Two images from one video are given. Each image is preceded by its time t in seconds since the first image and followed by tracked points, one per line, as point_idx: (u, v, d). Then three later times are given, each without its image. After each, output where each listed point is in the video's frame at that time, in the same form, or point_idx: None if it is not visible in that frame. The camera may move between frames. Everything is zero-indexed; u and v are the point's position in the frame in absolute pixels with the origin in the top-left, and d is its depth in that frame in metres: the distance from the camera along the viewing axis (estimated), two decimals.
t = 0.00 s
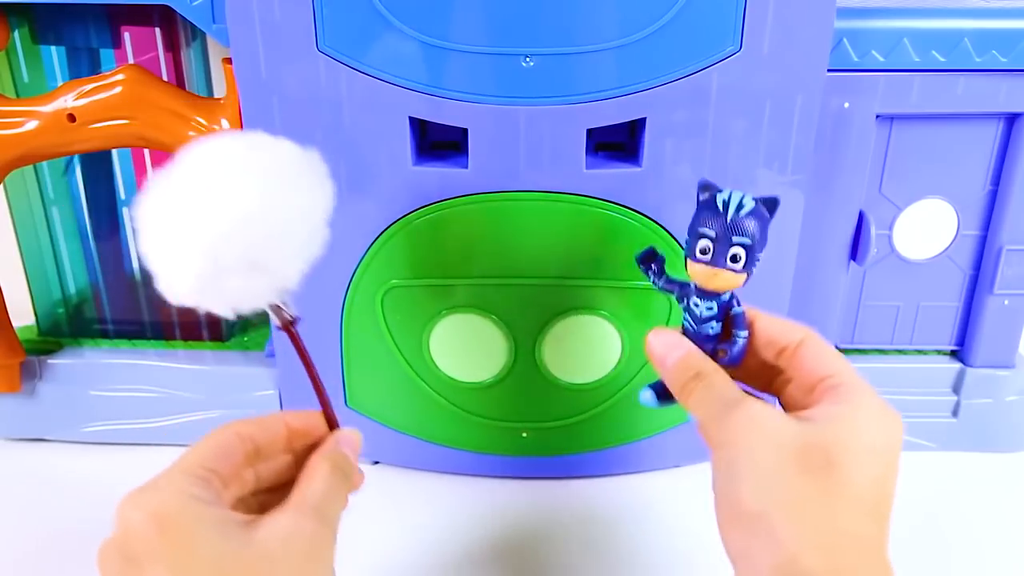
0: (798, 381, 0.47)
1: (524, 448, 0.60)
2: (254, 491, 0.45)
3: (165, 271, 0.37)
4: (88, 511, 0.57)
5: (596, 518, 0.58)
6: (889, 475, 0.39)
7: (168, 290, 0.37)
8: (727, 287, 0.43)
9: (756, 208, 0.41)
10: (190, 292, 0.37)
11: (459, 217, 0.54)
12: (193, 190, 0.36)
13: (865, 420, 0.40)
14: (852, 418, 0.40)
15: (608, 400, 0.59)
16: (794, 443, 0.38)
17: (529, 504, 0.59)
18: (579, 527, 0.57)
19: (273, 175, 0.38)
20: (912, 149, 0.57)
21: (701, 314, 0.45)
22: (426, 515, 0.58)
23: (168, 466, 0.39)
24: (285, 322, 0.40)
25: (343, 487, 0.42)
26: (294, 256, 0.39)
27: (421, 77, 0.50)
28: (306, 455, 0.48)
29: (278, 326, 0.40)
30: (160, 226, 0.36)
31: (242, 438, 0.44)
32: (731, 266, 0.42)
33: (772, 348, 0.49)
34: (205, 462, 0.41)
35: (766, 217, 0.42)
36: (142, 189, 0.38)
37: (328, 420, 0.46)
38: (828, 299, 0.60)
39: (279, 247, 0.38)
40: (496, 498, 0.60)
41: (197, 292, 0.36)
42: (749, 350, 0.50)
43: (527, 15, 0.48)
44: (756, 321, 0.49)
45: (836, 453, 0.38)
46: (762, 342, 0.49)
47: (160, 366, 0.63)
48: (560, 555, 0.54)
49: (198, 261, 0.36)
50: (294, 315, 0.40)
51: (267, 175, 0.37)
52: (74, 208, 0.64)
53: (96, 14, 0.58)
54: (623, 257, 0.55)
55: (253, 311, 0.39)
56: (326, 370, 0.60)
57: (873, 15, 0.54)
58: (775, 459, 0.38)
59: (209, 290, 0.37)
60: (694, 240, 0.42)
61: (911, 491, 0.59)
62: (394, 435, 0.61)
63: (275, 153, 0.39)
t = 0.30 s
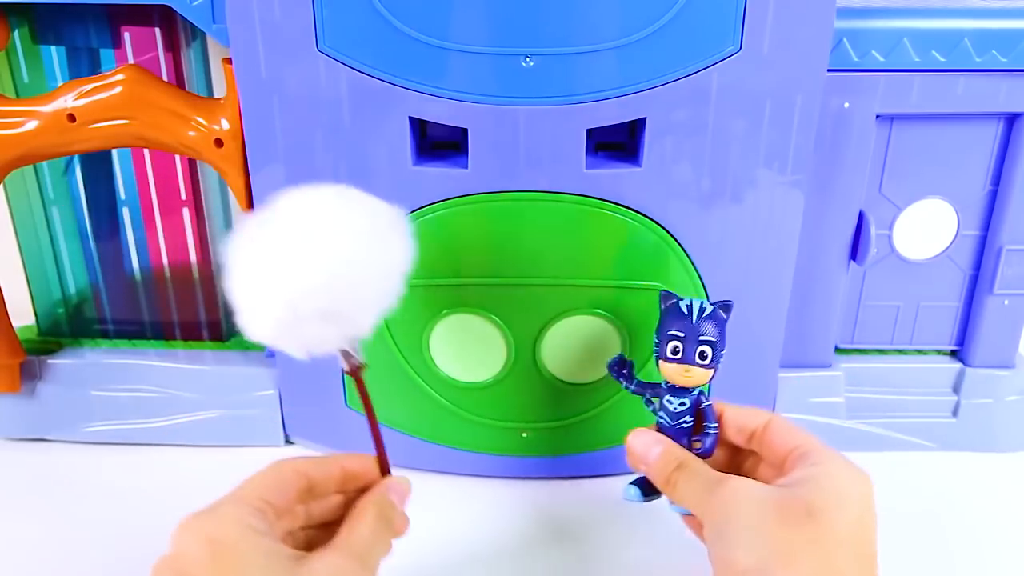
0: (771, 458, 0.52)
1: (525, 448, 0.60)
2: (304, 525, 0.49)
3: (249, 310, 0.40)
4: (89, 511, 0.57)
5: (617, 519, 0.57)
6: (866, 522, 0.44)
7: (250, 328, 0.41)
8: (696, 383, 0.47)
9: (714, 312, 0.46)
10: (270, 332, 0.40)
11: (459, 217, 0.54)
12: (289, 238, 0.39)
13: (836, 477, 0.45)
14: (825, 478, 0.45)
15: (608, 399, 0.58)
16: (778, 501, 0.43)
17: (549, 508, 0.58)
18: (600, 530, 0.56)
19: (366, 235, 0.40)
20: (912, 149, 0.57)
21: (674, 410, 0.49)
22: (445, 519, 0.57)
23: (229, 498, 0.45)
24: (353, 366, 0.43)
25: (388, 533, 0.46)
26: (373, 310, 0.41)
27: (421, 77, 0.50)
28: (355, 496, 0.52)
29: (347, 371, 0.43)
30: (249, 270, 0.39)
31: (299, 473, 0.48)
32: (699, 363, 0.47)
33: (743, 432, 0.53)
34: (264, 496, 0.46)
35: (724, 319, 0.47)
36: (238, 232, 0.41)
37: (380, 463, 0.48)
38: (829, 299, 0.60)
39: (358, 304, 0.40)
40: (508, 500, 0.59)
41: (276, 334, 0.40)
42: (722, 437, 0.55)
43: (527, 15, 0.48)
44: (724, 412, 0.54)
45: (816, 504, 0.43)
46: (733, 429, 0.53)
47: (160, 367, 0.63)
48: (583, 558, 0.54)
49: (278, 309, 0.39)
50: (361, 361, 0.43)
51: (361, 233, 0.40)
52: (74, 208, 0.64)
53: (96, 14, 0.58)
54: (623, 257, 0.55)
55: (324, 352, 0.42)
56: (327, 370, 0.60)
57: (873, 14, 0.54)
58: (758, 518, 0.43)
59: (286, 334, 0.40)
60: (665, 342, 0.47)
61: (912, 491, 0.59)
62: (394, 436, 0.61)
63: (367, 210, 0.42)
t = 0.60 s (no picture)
0: (761, 458, 0.52)
1: (524, 448, 0.60)
2: (316, 526, 0.50)
3: (262, 318, 0.41)
4: (89, 511, 0.57)
5: (623, 523, 0.57)
6: (854, 521, 0.44)
7: (264, 338, 0.41)
8: (682, 391, 0.47)
9: (698, 318, 0.46)
10: (280, 340, 0.41)
11: (458, 217, 0.54)
12: (300, 250, 0.40)
13: (823, 478, 0.46)
14: (811, 480, 0.46)
15: (608, 399, 0.59)
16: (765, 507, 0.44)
17: (556, 511, 0.58)
18: (607, 533, 0.56)
19: (376, 246, 0.41)
20: (911, 150, 0.57)
21: (662, 418, 0.49)
22: (450, 522, 0.57)
23: (242, 498, 0.45)
24: (366, 374, 0.45)
25: (400, 539, 0.46)
26: (383, 321, 0.41)
27: (421, 77, 0.50)
28: (370, 499, 0.52)
29: (359, 378, 0.45)
30: (263, 279, 0.40)
31: (312, 477, 0.48)
32: (685, 371, 0.46)
33: (731, 433, 0.53)
34: (276, 496, 0.46)
35: (707, 325, 0.46)
36: (254, 242, 0.42)
37: (393, 468, 0.50)
38: (829, 299, 0.60)
39: (368, 317, 0.40)
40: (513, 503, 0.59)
41: (286, 343, 0.40)
42: (710, 439, 0.55)
43: (527, 15, 0.48)
44: (711, 412, 0.53)
45: (804, 507, 0.44)
46: (720, 430, 0.53)
47: (160, 367, 0.63)
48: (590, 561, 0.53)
49: (287, 319, 0.39)
50: (373, 368, 0.45)
51: (370, 244, 0.40)
52: (74, 208, 0.64)
53: (95, 14, 0.58)
54: (623, 257, 0.55)
55: (335, 360, 0.42)
56: (326, 369, 0.60)
57: (873, 15, 0.54)
58: (748, 525, 0.43)
59: (296, 344, 0.40)
60: (650, 351, 0.47)
61: (912, 491, 0.59)
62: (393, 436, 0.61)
63: (377, 220, 0.42)
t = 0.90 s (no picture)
0: (761, 458, 0.52)
1: (524, 448, 0.60)
2: (315, 528, 0.49)
3: (259, 319, 0.41)
4: (89, 511, 0.57)
5: (625, 524, 0.56)
6: (854, 522, 0.44)
7: (261, 338, 0.41)
8: (682, 391, 0.47)
9: (699, 318, 0.46)
10: (278, 341, 0.41)
11: (458, 217, 0.54)
12: (298, 250, 0.40)
13: (823, 479, 0.46)
14: (811, 480, 0.46)
15: (608, 399, 0.59)
16: (765, 507, 0.44)
17: (557, 513, 0.58)
18: (608, 534, 0.56)
19: (373, 246, 0.41)
20: (912, 150, 0.57)
21: (663, 418, 0.49)
22: (450, 523, 0.57)
23: (241, 499, 0.45)
24: (363, 375, 0.45)
25: (398, 540, 0.46)
26: (381, 322, 0.41)
27: (421, 77, 0.50)
28: (368, 500, 0.52)
29: (358, 379, 0.45)
30: (260, 279, 0.40)
31: (311, 477, 0.48)
32: (686, 371, 0.46)
33: (731, 433, 0.53)
34: (275, 496, 0.46)
35: (707, 325, 0.46)
36: (251, 243, 0.42)
37: (392, 469, 0.49)
38: (829, 299, 0.60)
39: (366, 317, 0.40)
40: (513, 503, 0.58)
41: (284, 344, 0.40)
42: (710, 439, 0.55)
43: (527, 15, 0.48)
44: (711, 412, 0.54)
45: (804, 508, 0.44)
46: (721, 430, 0.53)
47: (160, 367, 0.63)
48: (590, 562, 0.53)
49: (285, 319, 0.39)
50: (372, 369, 0.45)
51: (368, 244, 0.40)
52: (74, 208, 0.64)
53: (95, 14, 0.58)
54: (623, 257, 0.55)
55: (332, 360, 0.42)
56: (326, 369, 0.60)
57: (874, 14, 0.54)
58: (748, 526, 0.43)
59: (294, 344, 0.40)
60: (651, 352, 0.47)
61: (912, 491, 0.59)
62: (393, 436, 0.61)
63: (374, 220, 0.42)
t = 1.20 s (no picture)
0: (762, 458, 0.52)
1: (524, 448, 0.60)
2: (314, 528, 0.50)
3: (259, 319, 0.41)
4: (89, 511, 0.57)
5: (625, 523, 0.56)
6: (855, 522, 0.44)
7: (261, 338, 0.41)
8: (683, 391, 0.47)
9: (699, 318, 0.46)
10: (277, 342, 0.41)
11: (458, 217, 0.54)
12: (298, 250, 0.40)
13: (823, 479, 0.46)
14: (812, 481, 0.46)
15: (608, 399, 0.59)
16: (765, 507, 0.44)
17: (557, 513, 0.58)
18: (608, 533, 0.56)
19: (372, 246, 0.41)
20: (912, 150, 0.57)
21: (664, 418, 0.49)
22: (450, 524, 0.57)
23: (241, 499, 0.45)
24: (363, 375, 0.45)
25: (398, 540, 0.46)
26: (381, 322, 0.41)
27: (421, 77, 0.50)
28: (368, 501, 0.52)
29: (359, 379, 0.45)
30: (260, 279, 0.40)
31: (311, 477, 0.48)
32: (687, 371, 0.46)
33: (732, 433, 0.53)
34: (274, 497, 0.46)
35: (708, 324, 0.46)
36: (251, 243, 0.42)
37: (392, 470, 0.49)
38: (828, 299, 0.60)
39: (366, 317, 0.40)
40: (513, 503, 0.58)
41: (283, 343, 0.40)
42: (710, 438, 0.55)
43: (527, 15, 0.48)
44: (712, 412, 0.54)
45: (805, 508, 0.44)
46: (721, 430, 0.53)
47: (160, 367, 0.63)
48: (591, 562, 0.53)
49: (285, 318, 0.39)
50: (372, 369, 0.45)
51: (367, 244, 0.40)
52: (74, 208, 0.64)
53: (95, 14, 0.58)
54: (624, 257, 0.55)
55: (332, 360, 0.42)
56: (326, 368, 0.60)
57: (874, 14, 0.54)
58: (749, 525, 0.43)
59: (294, 344, 0.40)
60: (652, 351, 0.47)
61: (912, 491, 0.59)
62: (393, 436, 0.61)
63: (374, 220, 0.42)
